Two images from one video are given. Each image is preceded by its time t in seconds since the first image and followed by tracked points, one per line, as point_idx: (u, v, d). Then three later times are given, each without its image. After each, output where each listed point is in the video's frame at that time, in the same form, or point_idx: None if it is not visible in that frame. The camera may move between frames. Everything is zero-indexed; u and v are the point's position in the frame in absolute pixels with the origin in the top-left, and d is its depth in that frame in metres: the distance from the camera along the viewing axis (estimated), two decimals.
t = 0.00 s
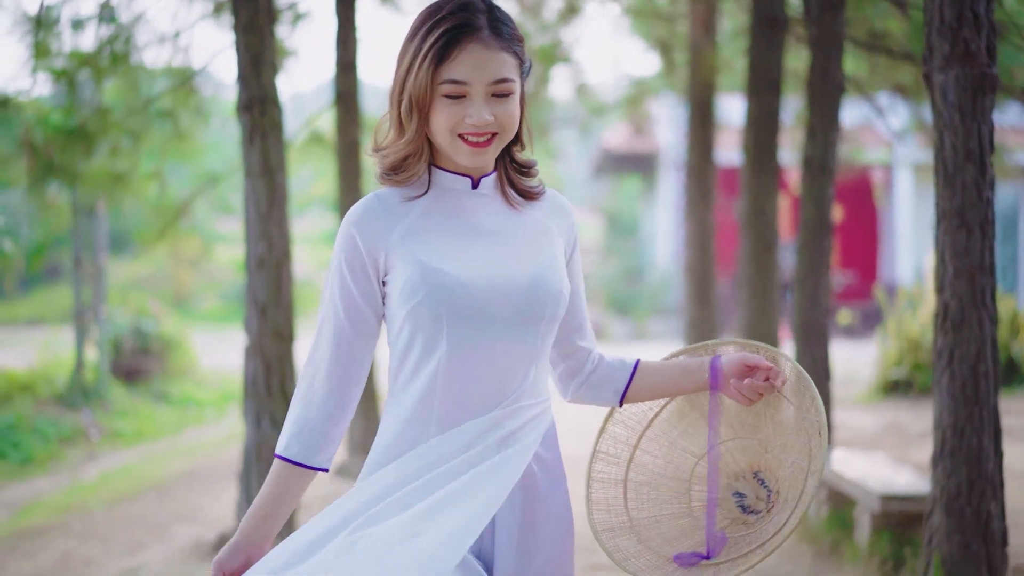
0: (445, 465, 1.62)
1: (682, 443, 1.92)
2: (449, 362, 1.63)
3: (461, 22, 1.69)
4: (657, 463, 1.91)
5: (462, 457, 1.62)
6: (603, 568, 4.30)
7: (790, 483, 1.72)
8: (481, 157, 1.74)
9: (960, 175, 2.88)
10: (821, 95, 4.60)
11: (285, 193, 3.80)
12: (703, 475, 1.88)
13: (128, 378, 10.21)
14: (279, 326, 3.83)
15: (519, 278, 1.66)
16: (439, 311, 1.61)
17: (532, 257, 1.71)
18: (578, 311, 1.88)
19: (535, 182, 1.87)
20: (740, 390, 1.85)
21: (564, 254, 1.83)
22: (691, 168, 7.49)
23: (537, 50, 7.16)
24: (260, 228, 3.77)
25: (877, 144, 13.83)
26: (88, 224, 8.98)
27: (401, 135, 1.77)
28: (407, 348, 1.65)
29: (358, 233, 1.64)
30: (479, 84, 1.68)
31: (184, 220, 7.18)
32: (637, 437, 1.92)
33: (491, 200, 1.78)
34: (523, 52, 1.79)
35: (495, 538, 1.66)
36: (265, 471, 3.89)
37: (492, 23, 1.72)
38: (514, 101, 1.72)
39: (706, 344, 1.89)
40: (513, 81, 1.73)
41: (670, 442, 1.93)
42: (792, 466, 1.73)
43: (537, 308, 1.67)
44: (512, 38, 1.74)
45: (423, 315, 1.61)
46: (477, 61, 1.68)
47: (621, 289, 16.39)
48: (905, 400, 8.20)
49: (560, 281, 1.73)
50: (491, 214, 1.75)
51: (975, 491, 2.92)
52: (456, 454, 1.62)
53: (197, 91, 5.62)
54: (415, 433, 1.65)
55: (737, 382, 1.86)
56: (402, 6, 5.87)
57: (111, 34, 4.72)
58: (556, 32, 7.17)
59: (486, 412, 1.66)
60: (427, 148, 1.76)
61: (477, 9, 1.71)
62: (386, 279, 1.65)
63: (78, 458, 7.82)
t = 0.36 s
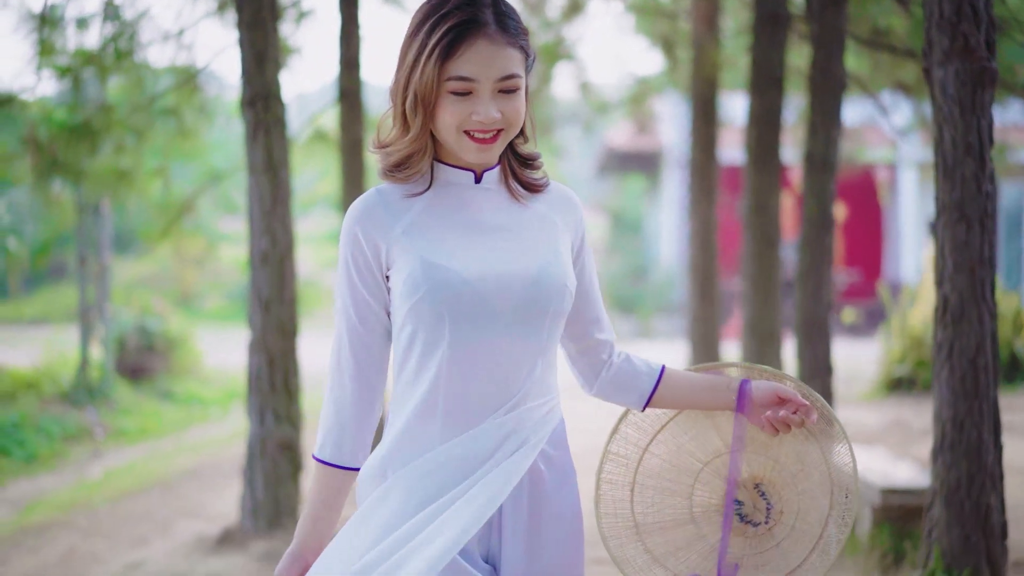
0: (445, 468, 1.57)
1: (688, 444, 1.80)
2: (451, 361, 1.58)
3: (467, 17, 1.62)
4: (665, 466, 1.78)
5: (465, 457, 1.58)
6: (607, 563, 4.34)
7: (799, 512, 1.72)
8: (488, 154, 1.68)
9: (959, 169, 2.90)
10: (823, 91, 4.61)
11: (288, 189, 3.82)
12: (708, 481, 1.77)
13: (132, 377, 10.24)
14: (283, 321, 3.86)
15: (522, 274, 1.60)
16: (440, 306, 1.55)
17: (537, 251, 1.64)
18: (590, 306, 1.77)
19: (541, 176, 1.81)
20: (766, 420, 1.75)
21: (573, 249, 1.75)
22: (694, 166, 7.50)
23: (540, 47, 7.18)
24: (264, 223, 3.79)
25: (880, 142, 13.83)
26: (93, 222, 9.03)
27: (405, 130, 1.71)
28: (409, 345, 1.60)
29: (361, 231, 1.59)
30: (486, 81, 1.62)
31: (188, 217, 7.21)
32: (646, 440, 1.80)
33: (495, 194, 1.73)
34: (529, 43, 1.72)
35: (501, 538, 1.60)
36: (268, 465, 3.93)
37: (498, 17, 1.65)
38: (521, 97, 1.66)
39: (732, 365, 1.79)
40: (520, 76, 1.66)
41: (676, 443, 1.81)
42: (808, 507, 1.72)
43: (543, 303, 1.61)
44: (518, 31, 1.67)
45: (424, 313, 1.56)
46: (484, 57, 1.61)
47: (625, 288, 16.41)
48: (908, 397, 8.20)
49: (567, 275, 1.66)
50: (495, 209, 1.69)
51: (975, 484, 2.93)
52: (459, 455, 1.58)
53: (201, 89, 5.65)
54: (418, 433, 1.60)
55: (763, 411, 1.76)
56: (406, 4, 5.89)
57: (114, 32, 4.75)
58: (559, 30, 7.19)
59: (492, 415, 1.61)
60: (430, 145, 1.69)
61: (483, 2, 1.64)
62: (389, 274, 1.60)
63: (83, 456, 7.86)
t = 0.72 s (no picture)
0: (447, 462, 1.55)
1: (716, 427, 1.83)
2: (455, 355, 1.56)
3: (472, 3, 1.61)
4: (691, 448, 1.82)
5: (468, 450, 1.56)
6: (608, 557, 4.36)
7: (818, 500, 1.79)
8: (494, 142, 1.66)
9: (957, 163, 2.92)
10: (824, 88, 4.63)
11: (289, 184, 3.85)
12: (730, 461, 1.81)
13: (137, 374, 10.28)
14: (285, 315, 3.89)
15: (527, 263, 1.58)
16: (447, 299, 1.54)
17: (543, 237, 1.62)
18: (612, 293, 1.76)
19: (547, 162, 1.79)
20: (808, 421, 1.77)
21: (582, 236, 1.71)
22: (697, 163, 7.51)
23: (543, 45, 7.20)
24: (266, 218, 3.82)
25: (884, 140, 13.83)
26: (98, 220, 9.05)
27: (408, 121, 1.69)
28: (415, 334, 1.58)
29: (361, 226, 1.60)
30: (493, 67, 1.61)
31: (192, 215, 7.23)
32: (676, 421, 1.83)
33: (499, 181, 1.70)
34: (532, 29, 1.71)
35: (511, 536, 1.57)
36: (270, 459, 3.98)
37: (503, 4, 1.64)
38: (527, 83, 1.65)
39: (773, 360, 1.79)
40: (525, 62, 1.65)
41: (700, 428, 1.83)
42: (834, 507, 1.78)
43: (552, 290, 1.59)
44: (523, 16, 1.66)
45: (428, 303, 1.55)
46: (489, 43, 1.60)
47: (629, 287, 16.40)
48: (910, 395, 8.21)
49: (576, 260, 1.64)
50: (498, 198, 1.67)
51: (972, 475, 2.94)
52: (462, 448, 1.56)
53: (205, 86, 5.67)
54: (424, 427, 1.58)
55: (806, 411, 1.78)
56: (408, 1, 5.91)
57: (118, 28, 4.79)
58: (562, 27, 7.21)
59: (502, 403, 1.58)
60: (433, 135, 1.68)
61: None
62: (394, 269, 1.61)
63: (87, 453, 7.89)
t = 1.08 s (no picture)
0: (449, 439, 1.53)
1: (748, 412, 1.83)
2: (457, 331, 1.54)
3: None
4: (726, 432, 1.83)
5: (468, 426, 1.54)
6: (608, 550, 4.38)
7: (856, 480, 1.77)
8: (499, 117, 1.65)
9: (952, 154, 2.94)
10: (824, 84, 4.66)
11: (290, 178, 3.88)
12: (766, 445, 1.82)
13: (141, 372, 10.33)
14: (286, 309, 3.91)
15: (530, 235, 1.56)
16: (449, 275, 1.53)
17: (546, 208, 1.60)
18: (641, 261, 1.73)
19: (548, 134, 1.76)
20: (848, 400, 1.71)
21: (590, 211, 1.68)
22: (699, 160, 7.53)
23: (544, 42, 7.21)
24: (267, 212, 3.84)
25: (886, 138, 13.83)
26: (101, 218, 9.09)
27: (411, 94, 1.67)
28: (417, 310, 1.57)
29: (359, 211, 1.60)
30: (502, 39, 1.59)
31: (195, 211, 7.25)
32: (707, 411, 1.82)
33: (498, 156, 1.68)
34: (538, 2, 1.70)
35: (516, 522, 1.56)
36: (271, 452, 4.00)
37: None
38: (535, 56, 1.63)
39: (815, 337, 1.75)
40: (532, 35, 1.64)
41: (736, 414, 1.83)
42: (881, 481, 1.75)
43: (555, 261, 1.57)
44: None
45: (430, 276, 1.54)
46: (500, 15, 1.58)
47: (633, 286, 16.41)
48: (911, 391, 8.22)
49: (581, 232, 1.60)
50: (499, 171, 1.64)
51: (967, 465, 2.95)
52: (463, 423, 1.54)
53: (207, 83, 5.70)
54: (424, 404, 1.57)
55: (844, 389, 1.72)
56: None
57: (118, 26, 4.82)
58: (563, 24, 7.22)
59: (504, 374, 1.55)
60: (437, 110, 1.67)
61: None
62: (394, 249, 1.60)
63: (90, 450, 7.92)
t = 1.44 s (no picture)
0: (439, 423, 1.55)
1: (777, 415, 1.87)
2: (449, 314, 1.56)
3: None
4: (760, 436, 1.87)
5: (456, 408, 1.55)
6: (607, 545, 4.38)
7: (898, 466, 1.81)
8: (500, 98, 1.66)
9: (947, 148, 2.95)
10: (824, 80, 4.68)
11: (289, 172, 3.90)
12: (800, 445, 1.88)
13: (144, 370, 10.35)
14: (286, 303, 3.92)
15: (525, 212, 1.57)
16: (439, 260, 1.56)
17: (540, 190, 1.60)
18: (655, 234, 1.71)
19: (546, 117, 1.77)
20: (856, 383, 1.69)
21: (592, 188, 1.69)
22: (700, 157, 7.54)
23: (546, 39, 7.23)
24: (267, 207, 3.86)
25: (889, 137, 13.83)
26: (104, 217, 9.11)
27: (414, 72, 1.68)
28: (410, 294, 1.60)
29: (349, 197, 1.64)
30: (509, 20, 1.60)
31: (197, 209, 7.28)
32: (734, 412, 1.87)
33: (494, 136, 1.70)
34: None
35: (509, 512, 1.55)
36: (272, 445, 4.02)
37: None
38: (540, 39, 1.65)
39: (829, 324, 1.75)
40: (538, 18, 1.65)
41: (764, 419, 1.87)
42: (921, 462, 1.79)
43: (548, 241, 1.57)
44: None
45: (420, 259, 1.57)
46: None
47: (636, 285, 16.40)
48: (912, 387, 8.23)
49: (574, 211, 1.60)
50: (496, 154, 1.66)
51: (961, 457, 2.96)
52: (452, 404, 1.56)
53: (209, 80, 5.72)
54: (418, 387, 1.59)
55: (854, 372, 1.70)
56: None
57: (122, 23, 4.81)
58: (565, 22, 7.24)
59: (490, 362, 1.56)
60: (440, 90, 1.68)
61: None
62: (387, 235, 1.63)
63: (93, 448, 7.94)
